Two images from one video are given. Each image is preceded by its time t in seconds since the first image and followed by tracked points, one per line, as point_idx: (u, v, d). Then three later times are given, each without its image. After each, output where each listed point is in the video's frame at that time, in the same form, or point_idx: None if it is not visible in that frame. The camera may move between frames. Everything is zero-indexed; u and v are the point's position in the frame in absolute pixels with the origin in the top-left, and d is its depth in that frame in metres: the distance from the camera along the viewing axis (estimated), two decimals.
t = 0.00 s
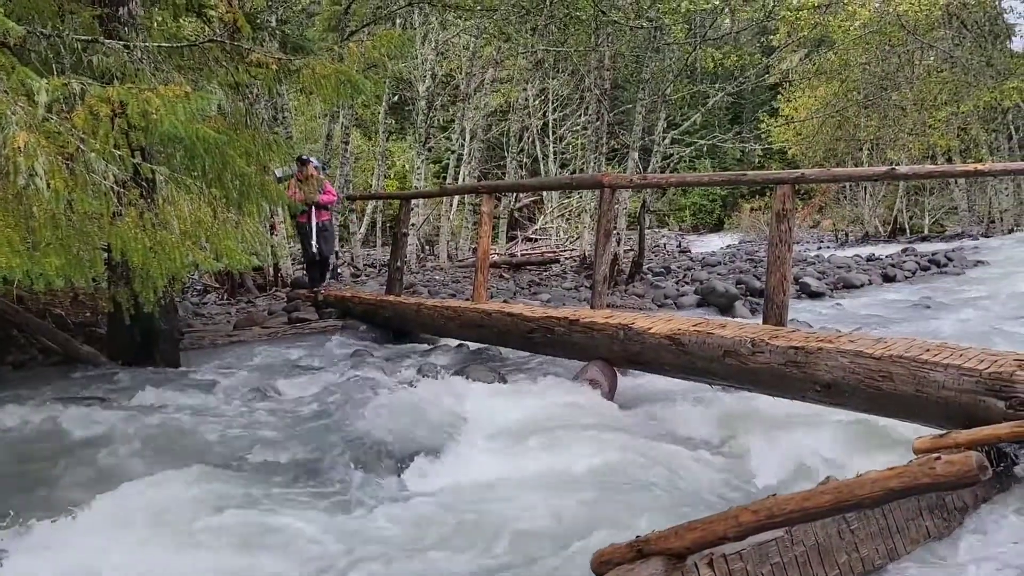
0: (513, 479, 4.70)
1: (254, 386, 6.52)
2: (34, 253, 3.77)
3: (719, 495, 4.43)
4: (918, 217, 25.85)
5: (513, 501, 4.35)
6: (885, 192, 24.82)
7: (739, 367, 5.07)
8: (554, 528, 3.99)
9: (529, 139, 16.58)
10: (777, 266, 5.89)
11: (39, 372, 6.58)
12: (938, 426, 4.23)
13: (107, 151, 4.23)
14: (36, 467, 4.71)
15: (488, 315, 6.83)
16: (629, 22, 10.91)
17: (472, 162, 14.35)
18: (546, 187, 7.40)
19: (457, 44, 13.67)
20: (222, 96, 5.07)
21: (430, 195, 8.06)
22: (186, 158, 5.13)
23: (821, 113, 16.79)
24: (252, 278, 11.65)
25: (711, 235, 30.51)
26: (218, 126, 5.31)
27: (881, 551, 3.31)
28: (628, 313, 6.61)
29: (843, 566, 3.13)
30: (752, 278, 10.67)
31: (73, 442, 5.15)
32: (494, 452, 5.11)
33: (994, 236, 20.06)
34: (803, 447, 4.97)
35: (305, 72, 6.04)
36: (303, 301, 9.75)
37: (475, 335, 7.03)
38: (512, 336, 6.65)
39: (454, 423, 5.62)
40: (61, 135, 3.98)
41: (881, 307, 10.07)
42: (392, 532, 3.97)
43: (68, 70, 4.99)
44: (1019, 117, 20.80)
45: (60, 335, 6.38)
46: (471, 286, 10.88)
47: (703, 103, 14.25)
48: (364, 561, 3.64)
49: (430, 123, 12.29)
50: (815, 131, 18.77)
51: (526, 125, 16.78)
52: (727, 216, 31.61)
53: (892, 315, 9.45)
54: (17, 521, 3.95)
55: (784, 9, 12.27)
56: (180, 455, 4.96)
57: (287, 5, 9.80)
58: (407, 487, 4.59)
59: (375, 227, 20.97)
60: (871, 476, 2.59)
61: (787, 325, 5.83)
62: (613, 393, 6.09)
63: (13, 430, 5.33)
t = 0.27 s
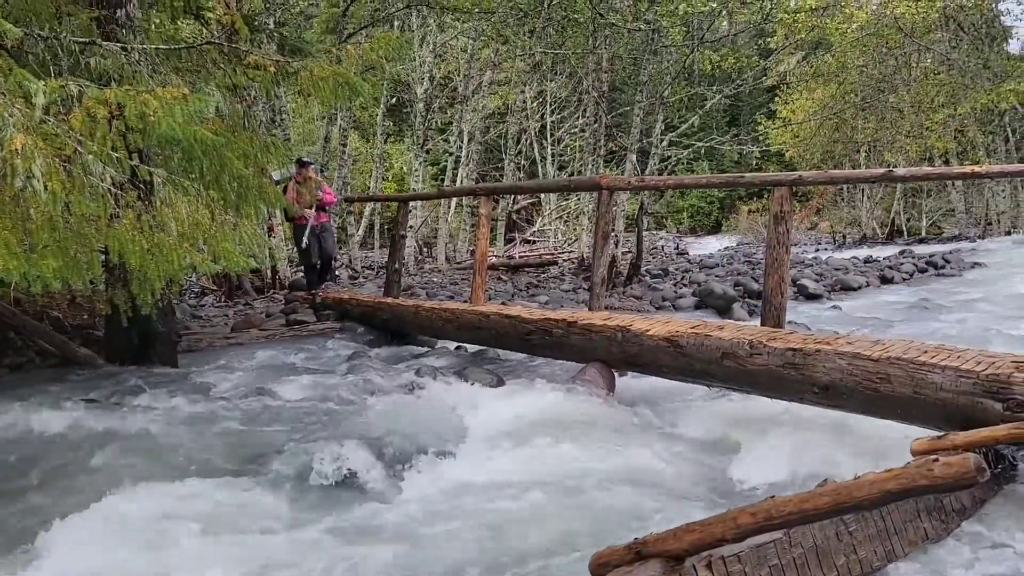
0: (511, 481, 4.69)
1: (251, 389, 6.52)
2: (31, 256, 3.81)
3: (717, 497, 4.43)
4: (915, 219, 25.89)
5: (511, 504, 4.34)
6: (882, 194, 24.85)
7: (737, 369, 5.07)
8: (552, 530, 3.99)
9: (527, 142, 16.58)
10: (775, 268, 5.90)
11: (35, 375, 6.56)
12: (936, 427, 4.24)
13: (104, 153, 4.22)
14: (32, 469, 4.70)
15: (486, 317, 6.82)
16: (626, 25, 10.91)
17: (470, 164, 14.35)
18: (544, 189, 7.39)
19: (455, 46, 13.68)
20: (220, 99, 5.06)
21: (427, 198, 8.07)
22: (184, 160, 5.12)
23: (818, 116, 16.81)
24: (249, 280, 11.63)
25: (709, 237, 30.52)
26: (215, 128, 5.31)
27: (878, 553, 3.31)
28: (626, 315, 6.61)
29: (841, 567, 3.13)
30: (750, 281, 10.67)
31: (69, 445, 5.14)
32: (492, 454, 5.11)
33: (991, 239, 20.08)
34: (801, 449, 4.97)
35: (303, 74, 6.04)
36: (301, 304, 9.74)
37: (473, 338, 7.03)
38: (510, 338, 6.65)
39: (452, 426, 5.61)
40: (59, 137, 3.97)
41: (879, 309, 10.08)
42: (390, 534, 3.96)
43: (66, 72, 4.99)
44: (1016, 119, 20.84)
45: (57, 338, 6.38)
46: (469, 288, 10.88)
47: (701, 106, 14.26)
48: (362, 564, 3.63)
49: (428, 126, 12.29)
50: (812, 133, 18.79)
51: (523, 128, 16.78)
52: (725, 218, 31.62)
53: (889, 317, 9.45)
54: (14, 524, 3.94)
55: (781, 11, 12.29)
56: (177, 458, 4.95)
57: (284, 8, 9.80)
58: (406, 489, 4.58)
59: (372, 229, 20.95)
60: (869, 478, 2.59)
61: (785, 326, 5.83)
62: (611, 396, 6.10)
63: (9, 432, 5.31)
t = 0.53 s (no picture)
0: (509, 482, 4.69)
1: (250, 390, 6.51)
2: (30, 257, 3.83)
3: (716, 498, 4.42)
4: (913, 220, 25.92)
5: (509, 505, 4.34)
6: (880, 195, 24.87)
7: (735, 370, 5.07)
8: (551, 531, 3.98)
9: (525, 143, 16.59)
10: (773, 269, 5.89)
11: (33, 376, 6.55)
12: (934, 428, 4.24)
13: (102, 154, 4.22)
14: (30, 470, 4.69)
15: (485, 318, 6.82)
16: (624, 26, 10.93)
17: (468, 165, 14.35)
18: (542, 190, 7.39)
19: (453, 47, 13.68)
20: (219, 100, 5.06)
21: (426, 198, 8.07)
22: (182, 161, 5.12)
23: (816, 116, 16.83)
24: (248, 281, 11.63)
25: (707, 238, 30.53)
26: (214, 129, 5.31)
27: (877, 554, 3.31)
28: (624, 316, 6.61)
29: (839, 568, 3.13)
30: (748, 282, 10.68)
31: (66, 446, 5.13)
32: (490, 455, 5.11)
33: (990, 239, 20.09)
34: (798, 450, 4.97)
35: (301, 75, 6.03)
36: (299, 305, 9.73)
37: (471, 339, 7.02)
38: (509, 339, 6.64)
39: (451, 427, 5.60)
40: (57, 138, 3.97)
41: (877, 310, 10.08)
42: (388, 535, 3.96)
43: (64, 73, 4.99)
44: (1013, 120, 20.87)
45: (55, 338, 6.36)
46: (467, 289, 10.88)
47: (699, 107, 14.27)
48: (361, 564, 3.63)
49: (426, 126, 12.30)
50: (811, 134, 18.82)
51: (522, 129, 16.79)
52: (723, 219, 31.63)
53: (888, 318, 9.46)
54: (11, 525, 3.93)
55: (779, 12, 12.30)
56: (175, 459, 4.94)
57: (283, 9, 9.80)
58: (404, 490, 4.57)
59: (370, 230, 20.95)
60: (868, 478, 2.59)
61: (783, 327, 5.84)
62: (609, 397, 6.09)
63: (7, 433, 5.30)
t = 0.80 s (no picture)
0: (508, 481, 4.69)
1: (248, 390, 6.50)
2: (27, 257, 3.85)
3: (715, 498, 4.42)
4: (912, 220, 25.92)
5: (507, 504, 4.33)
6: (879, 195, 24.88)
7: (734, 370, 5.08)
8: (549, 530, 3.98)
9: (524, 143, 16.58)
10: (772, 269, 5.89)
11: (31, 376, 6.55)
12: (933, 427, 4.24)
13: (100, 154, 4.22)
14: (27, 471, 4.68)
15: (483, 318, 6.82)
16: (623, 26, 10.93)
17: (467, 165, 14.33)
18: (541, 190, 7.38)
19: (452, 47, 13.68)
20: (217, 100, 5.06)
21: (426, 199, 8.07)
22: (180, 161, 5.12)
23: (815, 116, 16.84)
24: (246, 281, 11.62)
25: (706, 238, 30.53)
26: (212, 129, 5.31)
27: (875, 553, 3.31)
28: (623, 316, 6.61)
29: (838, 567, 3.14)
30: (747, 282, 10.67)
31: (64, 446, 5.13)
32: (489, 455, 5.11)
33: (988, 239, 20.10)
34: (796, 450, 4.97)
35: (300, 75, 6.03)
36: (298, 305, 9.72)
37: (470, 339, 7.02)
38: (507, 339, 6.64)
39: (449, 427, 5.60)
40: (54, 138, 3.97)
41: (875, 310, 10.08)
42: (387, 534, 3.95)
43: (62, 73, 4.99)
44: (1012, 120, 20.89)
45: (53, 339, 6.36)
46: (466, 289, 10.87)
47: (698, 107, 14.28)
48: (359, 563, 3.63)
49: (424, 127, 12.29)
50: (809, 134, 18.83)
51: (520, 129, 16.78)
52: (722, 219, 31.62)
53: (886, 318, 9.46)
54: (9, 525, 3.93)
55: (778, 12, 12.30)
56: (173, 458, 4.94)
57: (281, 9, 9.80)
58: (402, 490, 4.57)
59: (369, 230, 20.94)
60: (866, 477, 2.59)
61: (782, 327, 5.84)
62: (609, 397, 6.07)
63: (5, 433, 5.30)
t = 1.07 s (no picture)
0: (505, 482, 4.69)
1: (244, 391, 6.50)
2: (22, 257, 3.84)
3: (712, 498, 4.42)
4: (908, 220, 25.97)
5: (504, 504, 4.34)
6: (875, 195, 24.92)
7: (730, 370, 5.08)
8: (546, 530, 3.99)
9: (520, 144, 16.58)
10: (768, 269, 5.90)
11: (27, 377, 6.55)
12: (929, 427, 4.25)
13: (96, 154, 4.21)
14: (23, 472, 4.68)
15: (480, 319, 6.82)
16: (619, 27, 10.97)
17: (464, 166, 14.35)
18: (538, 190, 7.39)
19: (449, 48, 13.69)
20: (213, 100, 5.06)
21: (423, 199, 8.07)
22: (177, 161, 5.12)
23: (811, 117, 16.86)
24: (242, 282, 11.61)
25: (703, 239, 30.54)
26: (208, 129, 5.31)
27: (871, 553, 3.32)
28: (619, 316, 6.61)
29: (834, 567, 3.14)
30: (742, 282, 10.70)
31: (60, 447, 5.13)
32: (485, 455, 5.11)
33: (985, 240, 20.15)
34: (792, 451, 4.97)
35: (296, 75, 6.01)
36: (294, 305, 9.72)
37: (467, 339, 7.02)
38: (504, 340, 6.64)
39: (446, 427, 5.60)
40: (50, 138, 3.96)
41: (871, 311, 10.09)
42: (384, 535, 3.95)
43: (57, 73, 4.99)
44: (1007, 121, 20.94)
45: (49, 339, 6.36)
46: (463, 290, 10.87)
47: (695, 107, 14.30)
48: (356, 565, 3.62)
49: (421, 127, 12.30)
50: (806, 134, 18.85)
51: (517, 130, 16.78)
52: (719, 219, 31.67)
53: (882, 318, 9.48)
54: (4, 526, 3.93)
55: (775, 13, 12.32)
56: (169, 460, 4.94)
57: (278, 9, 9.81)
58: (399, 490, 4.58)
59: (366, 231, 20.94)
60: (860, 477, 2.60)
61: (778, 327, 5.85)
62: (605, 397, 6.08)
63: None
